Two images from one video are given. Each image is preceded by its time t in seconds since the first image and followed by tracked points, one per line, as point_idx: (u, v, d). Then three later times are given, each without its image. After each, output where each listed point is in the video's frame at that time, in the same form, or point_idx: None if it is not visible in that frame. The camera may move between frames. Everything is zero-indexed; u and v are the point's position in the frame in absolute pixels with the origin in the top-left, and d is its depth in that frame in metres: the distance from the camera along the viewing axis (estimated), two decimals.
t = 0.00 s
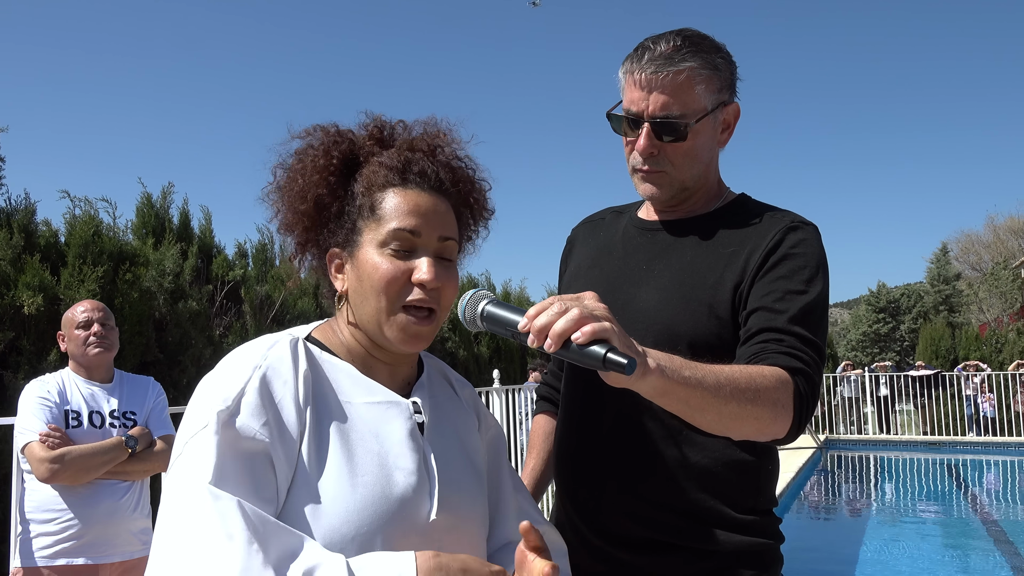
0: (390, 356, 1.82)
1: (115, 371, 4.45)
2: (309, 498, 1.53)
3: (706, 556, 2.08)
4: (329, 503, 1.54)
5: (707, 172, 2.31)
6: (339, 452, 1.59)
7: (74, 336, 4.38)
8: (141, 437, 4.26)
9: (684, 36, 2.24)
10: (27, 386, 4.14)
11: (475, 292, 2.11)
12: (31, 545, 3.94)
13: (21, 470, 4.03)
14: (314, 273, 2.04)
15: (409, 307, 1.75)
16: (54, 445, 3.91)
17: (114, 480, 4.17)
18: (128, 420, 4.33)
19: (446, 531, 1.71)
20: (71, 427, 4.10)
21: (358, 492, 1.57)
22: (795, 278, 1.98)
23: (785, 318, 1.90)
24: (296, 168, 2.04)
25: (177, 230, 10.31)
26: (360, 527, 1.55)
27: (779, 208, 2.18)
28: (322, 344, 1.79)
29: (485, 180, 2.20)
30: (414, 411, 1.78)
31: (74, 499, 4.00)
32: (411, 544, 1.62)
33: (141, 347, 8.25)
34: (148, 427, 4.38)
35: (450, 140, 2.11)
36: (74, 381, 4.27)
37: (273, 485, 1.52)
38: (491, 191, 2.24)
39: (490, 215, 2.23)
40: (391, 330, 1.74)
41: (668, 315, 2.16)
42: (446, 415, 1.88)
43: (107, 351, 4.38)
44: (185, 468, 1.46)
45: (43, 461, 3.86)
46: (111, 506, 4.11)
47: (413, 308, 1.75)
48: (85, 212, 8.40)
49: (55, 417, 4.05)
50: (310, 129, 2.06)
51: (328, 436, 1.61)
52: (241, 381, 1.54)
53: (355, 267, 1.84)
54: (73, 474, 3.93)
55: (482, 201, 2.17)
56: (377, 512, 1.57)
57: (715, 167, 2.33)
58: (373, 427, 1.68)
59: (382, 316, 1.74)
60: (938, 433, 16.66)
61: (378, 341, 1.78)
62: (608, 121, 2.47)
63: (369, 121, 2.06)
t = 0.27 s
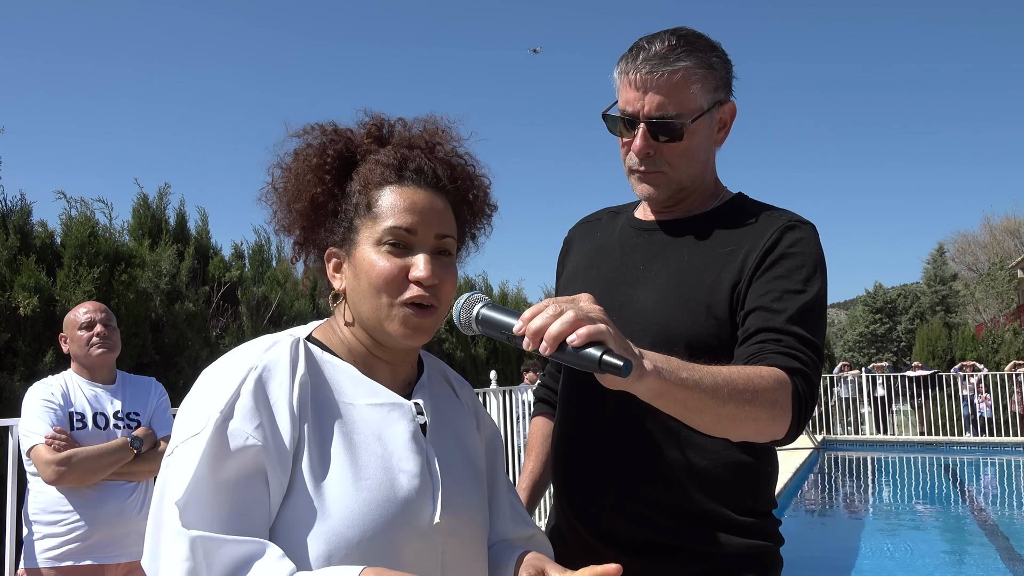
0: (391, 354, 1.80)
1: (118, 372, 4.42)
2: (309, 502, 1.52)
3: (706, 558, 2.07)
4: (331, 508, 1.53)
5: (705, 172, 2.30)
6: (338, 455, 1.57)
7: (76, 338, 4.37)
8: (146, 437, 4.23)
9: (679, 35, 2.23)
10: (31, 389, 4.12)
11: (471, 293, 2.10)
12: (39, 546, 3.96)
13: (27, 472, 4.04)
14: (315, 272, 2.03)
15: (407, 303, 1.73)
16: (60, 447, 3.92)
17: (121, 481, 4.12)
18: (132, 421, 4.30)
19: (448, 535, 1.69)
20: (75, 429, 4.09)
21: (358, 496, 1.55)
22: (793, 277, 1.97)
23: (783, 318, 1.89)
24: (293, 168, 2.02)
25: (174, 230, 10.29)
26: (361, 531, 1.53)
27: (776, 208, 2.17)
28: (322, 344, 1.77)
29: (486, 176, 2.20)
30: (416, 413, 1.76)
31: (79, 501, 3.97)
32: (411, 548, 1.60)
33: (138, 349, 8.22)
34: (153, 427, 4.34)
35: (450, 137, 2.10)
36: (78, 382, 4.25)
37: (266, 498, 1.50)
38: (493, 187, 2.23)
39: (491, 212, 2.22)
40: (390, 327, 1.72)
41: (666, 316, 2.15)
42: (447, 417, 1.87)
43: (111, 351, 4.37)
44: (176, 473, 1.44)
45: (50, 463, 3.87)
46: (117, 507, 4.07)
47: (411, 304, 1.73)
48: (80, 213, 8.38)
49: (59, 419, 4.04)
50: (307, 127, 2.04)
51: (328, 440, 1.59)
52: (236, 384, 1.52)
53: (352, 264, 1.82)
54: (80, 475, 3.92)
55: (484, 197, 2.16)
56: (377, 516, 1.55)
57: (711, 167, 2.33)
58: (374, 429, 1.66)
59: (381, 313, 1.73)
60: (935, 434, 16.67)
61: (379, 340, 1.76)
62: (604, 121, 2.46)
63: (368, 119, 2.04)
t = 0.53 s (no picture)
0: (387, 351, 1.79)
1: (114, 373, 4.41)
2: (306, 500, 1.51)
3: (709, 559, 2.06)
4: (331, 506, 1.52)
5: (705, 169, 2.29)
6: (336, 453, 1.56)
7: (73, 338, 4.32)
8: (146, 438, 4.24)
9: (679, 31, 2.22)
10: (28, 389, 4.09)
11: (474, 292, 2.09)
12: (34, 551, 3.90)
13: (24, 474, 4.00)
14: (315, 274, 2.03)
15: (398, 296, 1.72)
16: (60, 447, 3.90)
17: (119, 482, 4.12)
18: (130, 422, 4.30)
19: (446, 534, 1.68)
20: (74, 429, 4.07)
21: (355, 494, 1.54)
22: (795, 274, 1.96)
23: (787, 315, 1.88)
24: (291, 170, 2.02)
25: (172, 232, 10.27)
26: (358, 529, 1.52)
27: (778, 205, 2.17)
28: (319, 342, 1.76)
29: (483, 174, 2.19)
30: (414, 411, 1.75)
31: (79, 503, 3.96)
32: (410, 545, 1.60)
33: (137, 350, 8.20)
34: (150, 429, 4.35)
35: (447, 136, 2.09)
36: (75, 383, 4.23)
37: (269, 497, 1.48)
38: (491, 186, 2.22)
39: (491, 211, 2.21)
40: (381, 321, 1.71)
41: (668, 314, 2.14)
42: (445, 415, 1.86)
43: (108, 352, 4.35)
44: (177, 474, 1.43)
45: (51, 463, 3.85)
46: (116, 508, 4.07)
47: (402, 297, 1.72)
48: (78, 214, 8.36)
49: (58, 420, 4.03)
50: (305, 130, 2.04)
51: (324, 438, 1.58)
52: (235, 384, 1.51)
53: (345, 261, 1.81)
54: (81, 476, 3.92)
55: (482, 195, 2.15)
56: (375, 513, 1.55)
57: (712, 164, 2.32)
58: (372, 427, 1.65)
59: (372, 307, 1.72)
60: (933, 432, 16.69)
61: (372, 336, 1.75)
62: (604, 119, 2.45)
63: (366, 121, 2.04)
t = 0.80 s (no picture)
0: (391, 350, 1.79)
1: (107, 373, 4.40)
2: (307, 499, 1.51)
3: (713, 559, 2.05)
4: (333, 504, 1.51)
5: (709, 166, 2.29)
6: (338, 451, 1.56)
7: (65, 338, 4.31)
8: (138, 439, 4.24)
9: (683, 28, 2.23)
10: (19, 390, 4.09)
11: (478, 290, 2.08)
12: (25, 552, 3.93)
13: (16, 475, 4.00)
14: (311, 272, 2.01)
15: (407, 297, 1.72)
16: (51, 448, 3.91)
17: (111, 484, 4.12)
18: (123, 423, 4.30)
19: (449, 533, 1.68)
20: (66, 430, 4.07)
21: (357, 492, 1.53)
22: (801, 273, 1.95)
23: (793, 313, 1.88)
24: (288, 165, 2.01)
25: (172, 232, 10.27)
26: (360, 528, 1.52)
27: (783, 203, 2.16)
28: (321, 341, 1.75)
29: (482, 172, 2.17)
30: (416, 409, 1.75)
31: (70, 504, 3.96)
32: (412, 543, 1.59)
33: (137, 350, 8.19)
34: (143, 430, 4.35)
35: (444, 133, 2.08)
36: (67, 384, 4.22)
37: (267, 495, 1.48)
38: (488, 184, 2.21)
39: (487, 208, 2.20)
40: (389, 322, 1.71)
41: (673, 312, 2.13)
42: (449, 413, 1.85)
43: (100, 352, 4.33)
44: (176, 472, 1.43)
45: (41, 463, 3.85)
46: (108, 510, 4.06)
47: (411, 298, 1.72)
48: (78, 215, 8.36)
49: (49, 420, 4.02)
50: (303, 125, 2.03)
51: (324, 437, 1.57)
52: (234, 382, 1.51)
53: (350, 260, 1.80)
54: (72, 477, 3.91)
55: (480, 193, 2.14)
56: (378, 512, 1.54)
57: (716, 161, 2.31)
58: (373, 426, 1.64)
59: (379, 307, 1.71)
60: (934, 432, 16.69)
61: (378, 336, 1.75)
62: (608, 115, 2.44)
63: (363, 116, 2.03)
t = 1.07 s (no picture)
0: (393, 348, 1.78)
1: (99, 374, 4.40)
2: (312, 500, 1.50)
3: (715, 559, 2.05)
4: (336, 506, 1.51)
5: (710, 163, 2.28)
6: (341, 453, 1.55)
7: (56, 339, 4.30)
8: (132, 440, 4.24)
9: (684, 24, 2.22)
10: (11, 391, 4.10)
11: (477, 289, 2.07)
12: (18, 555, 3.94)
13: (8, 478, 4.00)
14: (310, 278, 2.01)
15: (404, 289, 1.71)
16: (43, 449, 3.89)
17: (105, 486, 4.11)
18: (116, 424, 4.29)
19: (453, 535, 1.67)
20: (58, 431, 4.06)
21: (361, 495, 1.53)
22: (803, 271, 1.95)
23: (794, 312, 1.88)
24: (277, 174, 2.01)
25: (171, 232, 10.26)
26: (364, 531, 1.51)
27: (784, 201, 2.16)
28: (323, 341, 1.75)
29: (472, 165, 2.17)
30: (419, 409, 1.74)
31: (63, 506, 3.95)
32: (416, 546, 1.59)
33: (137, 351, 8.18)
34: (137, 431, 4.34)
35: (431, 128, 2.07)
36: (59, 385, 4.21)
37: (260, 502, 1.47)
38: (481, 176, 2.21)
39: (482, 202, 2.20)
40: (386, 315, 1.70)
41: (674, 311, 2.13)
42: (451, 414, 1.85)
43: (92, 352, 4.32)
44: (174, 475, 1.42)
45: (33, 465, 3.84)
46: (102, 512, 4.05)
47: (408, 290, 1.71)
48: (77, 215, 8.35)
49: (41, 421, 4.01)
50: (289, 133, 2.02)
51: (328, 438, 1.57)
52: (235, 384, 1.50)
53: (345, 261, 1.81)
54: (65, 479, 3.90)
55: (473, 187, 2.14)
56: (382, 514, 1.54)
57: (717, 158, 2.31)
58: (377, 428, 1.64)
59: (377, 302, 1.71)
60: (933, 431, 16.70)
61: (378, 333, 1.74)
62: (608, 112, 2.44)
63: (348, 120, 2.02)
